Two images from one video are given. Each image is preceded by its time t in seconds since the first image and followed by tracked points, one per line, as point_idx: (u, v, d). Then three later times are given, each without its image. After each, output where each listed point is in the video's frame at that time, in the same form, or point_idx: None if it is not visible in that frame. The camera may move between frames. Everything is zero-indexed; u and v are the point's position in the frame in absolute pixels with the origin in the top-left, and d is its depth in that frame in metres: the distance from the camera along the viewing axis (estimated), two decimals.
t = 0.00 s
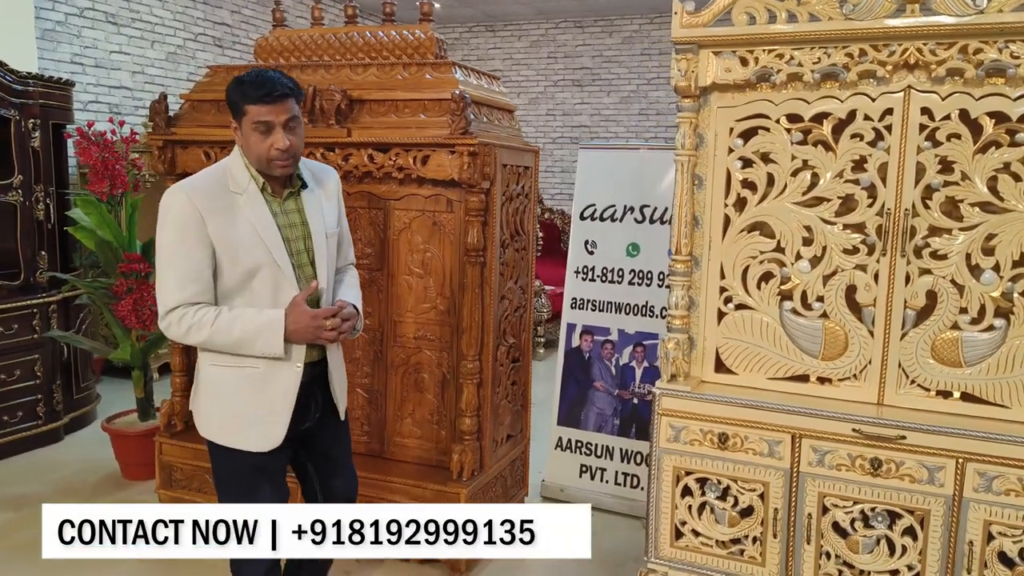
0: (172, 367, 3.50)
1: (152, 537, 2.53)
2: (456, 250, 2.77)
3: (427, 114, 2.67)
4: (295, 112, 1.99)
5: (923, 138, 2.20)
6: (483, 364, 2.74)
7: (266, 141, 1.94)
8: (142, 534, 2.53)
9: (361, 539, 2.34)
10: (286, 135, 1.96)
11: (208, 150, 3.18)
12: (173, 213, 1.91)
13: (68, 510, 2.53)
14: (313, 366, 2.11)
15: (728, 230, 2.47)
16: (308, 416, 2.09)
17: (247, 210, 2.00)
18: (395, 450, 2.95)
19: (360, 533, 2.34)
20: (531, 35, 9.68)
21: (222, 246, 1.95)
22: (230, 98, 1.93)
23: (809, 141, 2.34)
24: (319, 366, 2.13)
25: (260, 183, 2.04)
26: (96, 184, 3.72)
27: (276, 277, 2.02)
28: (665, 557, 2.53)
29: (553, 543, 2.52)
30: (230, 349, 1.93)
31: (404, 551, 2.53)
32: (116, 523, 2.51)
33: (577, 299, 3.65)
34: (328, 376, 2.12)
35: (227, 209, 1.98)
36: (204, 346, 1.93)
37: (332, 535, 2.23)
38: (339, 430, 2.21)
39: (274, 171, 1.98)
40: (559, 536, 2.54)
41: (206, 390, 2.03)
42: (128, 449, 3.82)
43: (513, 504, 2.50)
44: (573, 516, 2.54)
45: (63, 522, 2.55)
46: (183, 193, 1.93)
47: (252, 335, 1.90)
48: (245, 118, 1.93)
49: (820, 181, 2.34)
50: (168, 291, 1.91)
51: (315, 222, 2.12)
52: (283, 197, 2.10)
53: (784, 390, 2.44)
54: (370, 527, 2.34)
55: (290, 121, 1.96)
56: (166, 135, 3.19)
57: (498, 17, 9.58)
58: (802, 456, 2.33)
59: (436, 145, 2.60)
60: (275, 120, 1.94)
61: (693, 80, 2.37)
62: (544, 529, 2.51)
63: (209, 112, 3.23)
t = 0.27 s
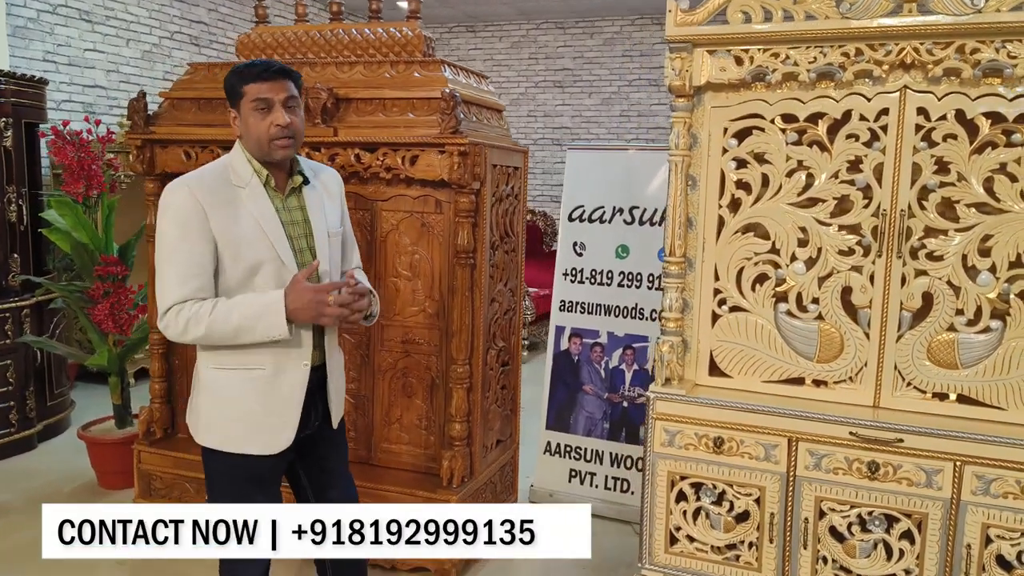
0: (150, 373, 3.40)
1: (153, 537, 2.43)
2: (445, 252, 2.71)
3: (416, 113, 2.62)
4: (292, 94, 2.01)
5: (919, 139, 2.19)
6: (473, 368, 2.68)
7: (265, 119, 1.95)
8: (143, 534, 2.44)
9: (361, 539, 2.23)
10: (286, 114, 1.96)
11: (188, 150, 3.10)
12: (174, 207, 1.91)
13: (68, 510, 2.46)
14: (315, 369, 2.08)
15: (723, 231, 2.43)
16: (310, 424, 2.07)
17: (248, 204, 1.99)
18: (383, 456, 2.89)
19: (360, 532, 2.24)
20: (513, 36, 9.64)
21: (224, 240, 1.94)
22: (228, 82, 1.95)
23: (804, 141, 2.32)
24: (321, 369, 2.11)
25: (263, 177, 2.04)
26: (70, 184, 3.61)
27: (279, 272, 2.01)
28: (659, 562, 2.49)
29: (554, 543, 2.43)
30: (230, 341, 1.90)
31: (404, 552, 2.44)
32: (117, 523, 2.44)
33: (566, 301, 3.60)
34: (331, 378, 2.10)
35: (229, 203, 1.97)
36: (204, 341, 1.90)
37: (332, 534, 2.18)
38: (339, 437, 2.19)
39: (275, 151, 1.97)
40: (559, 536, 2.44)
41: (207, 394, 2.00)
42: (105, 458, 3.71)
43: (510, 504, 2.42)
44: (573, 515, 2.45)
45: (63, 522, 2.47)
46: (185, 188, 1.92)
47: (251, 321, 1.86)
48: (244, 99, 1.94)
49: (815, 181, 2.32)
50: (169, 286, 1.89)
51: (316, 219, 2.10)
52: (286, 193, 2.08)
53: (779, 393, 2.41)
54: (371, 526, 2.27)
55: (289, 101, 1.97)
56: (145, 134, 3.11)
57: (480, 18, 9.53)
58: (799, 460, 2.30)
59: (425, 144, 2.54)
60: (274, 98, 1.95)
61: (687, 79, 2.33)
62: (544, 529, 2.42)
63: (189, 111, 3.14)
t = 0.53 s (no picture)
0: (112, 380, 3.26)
1: (153, 537, 2.34)
2: (421, 253, 2.64)
3: (391, 110, 2.55)
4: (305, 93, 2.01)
5: (900, 138, 2.18)
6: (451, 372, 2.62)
7: (278, 118, 1.94)
8: (143, 534, 2.35)
9: (361, 539, 2.27)
10: (299, 113, 1.96)
11: (152, 148, 2.98)
12: (177, 202, 1.89)
13: (69, 509, 2.38)
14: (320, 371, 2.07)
15: (704, 232, 2.41)
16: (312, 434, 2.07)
17: (253, 201, 1.98)
18: (358, 464, 2.81)
19: (359, 532, 2.27)
20: (480, 35, 9.57)
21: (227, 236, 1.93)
22: (240, 79, 1.95)
23: (785, 140, 2.30)
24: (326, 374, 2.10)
25: (269, 175, 2.03)
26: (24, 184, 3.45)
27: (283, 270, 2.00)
28: (642, 567, 2.45)
29: (553, 544, 2.38)
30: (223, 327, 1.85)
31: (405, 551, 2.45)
32: (116, 524, 2.35)
33: (542, 303, 3.55)
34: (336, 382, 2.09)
35: (233, 199, 1.96)
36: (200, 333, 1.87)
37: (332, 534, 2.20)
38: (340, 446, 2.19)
39: (285, 150, 1.97)
40: (559, 536, 2.39)
41: (206, 396, 1.98)
42: (64, 469, 3.55)
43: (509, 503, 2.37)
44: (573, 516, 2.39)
45: (63, 522, 2.38)
46: (189, 183, 1.91)
47: (239, 300, 1.82)
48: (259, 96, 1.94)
49: (797, 181, 2.30)
50: (170, 280, 1.87)
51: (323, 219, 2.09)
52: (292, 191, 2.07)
53: (761, 394, 2.39)
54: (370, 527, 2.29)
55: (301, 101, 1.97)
56: (106, 132, 2.98)
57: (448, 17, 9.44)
58: (783, 462, 2.28)
59: (402, 142, 2.48)
60: (288, 97, 1.94)
61: (669, 78, 2.29)
62: (544, 529, 2.38)
63: (152, 107, 3.02)
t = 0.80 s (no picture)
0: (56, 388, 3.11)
1: (151, 537, 2.41)
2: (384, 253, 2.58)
3: (353, 107, 2.48)
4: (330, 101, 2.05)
5: (863, 137, 2.21)
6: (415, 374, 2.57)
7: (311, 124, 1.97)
8: (142, 534, 2.42)
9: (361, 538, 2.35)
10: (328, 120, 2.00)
11: (99, 144, 2.85)
12: (184, 196, 1.87)
13: (68, 509, 2.44)
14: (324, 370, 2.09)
15: (671, 230, 2.40)
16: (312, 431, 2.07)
17: (260, 198, 1.98)
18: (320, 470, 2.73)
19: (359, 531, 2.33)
20: (432, 35, 9.48)
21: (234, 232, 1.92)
22: (263, 79, 1.95)
23: (751, 139, 2.31)
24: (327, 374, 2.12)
25: (275, 172, 2.04)
26: None
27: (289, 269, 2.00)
28: (611, 568, 2.43)
29: (551, 545, 2.46)
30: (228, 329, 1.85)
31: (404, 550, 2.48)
32: (116, 523, 2.43)
33: (505, 303, 3.52)
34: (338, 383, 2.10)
35: (241, 195, 1.95)
36: (205, 331, 1.87)
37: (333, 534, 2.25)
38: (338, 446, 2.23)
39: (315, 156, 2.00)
40: (559, 536, 2.47)
41: (204, 394, 1.95)
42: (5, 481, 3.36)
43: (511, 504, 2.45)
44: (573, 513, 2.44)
45: (62, 522, 2.43)
46: (196, 178, 1.90)
47: (251, 304, 1.83)
48: (294, 99, 1.95)
49: (763, 179, 2.31)
50: (175, 275, 1.86)
51: (328, 220, 2.14)
52: (297, 190, 2.10)
53: (728, 391, 2.40)
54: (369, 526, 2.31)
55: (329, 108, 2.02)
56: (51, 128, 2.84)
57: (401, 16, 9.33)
58: (751, 459, 2.29)
59: (364, 138, 2.41)
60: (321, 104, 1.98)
61: (636, 75, 2.28)
62: (544, 530, 2.46)
63: (99, 101, 2.88)
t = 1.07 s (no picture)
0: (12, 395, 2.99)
1: (152, 536, 2.25)
2: (355, 253, 2.53)
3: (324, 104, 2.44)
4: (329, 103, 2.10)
5: (834, 136, 2.24)
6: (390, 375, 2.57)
7: (303, 122, 2.01)
8: (143, 534, 2.27)
9: (362, 538, 2.34)
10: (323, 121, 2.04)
11: (57, 141, 2.75)
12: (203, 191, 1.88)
13: (68, 509, 2.36)
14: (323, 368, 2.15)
15: (645, 229, 2.40)
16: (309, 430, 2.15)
17: (270, 194, 2.01)
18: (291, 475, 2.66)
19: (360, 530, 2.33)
20: (392, 35, 9.40)
21: (250, 229, 1.94)
22: (268, 79, 1.99)
23: (724, 137, 2.33)
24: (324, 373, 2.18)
25: (280, 171, 2.07)
26: None
27: (297, 267, 2.04)
28: (588, 569, 2.42)
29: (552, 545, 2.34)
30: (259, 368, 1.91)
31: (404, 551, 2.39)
32: (116, 524, 2.30)
33: (475, 303, 3.49)
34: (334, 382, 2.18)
35: (254, 191, 1.97)
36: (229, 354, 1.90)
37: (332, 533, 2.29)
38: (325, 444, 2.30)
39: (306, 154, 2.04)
40: (559, 536, 2.33)
41: (208, 394, 1.95)
42: None
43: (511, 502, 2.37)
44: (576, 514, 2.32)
45: (63, 522, 2.36)
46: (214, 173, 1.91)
47: (292, 362, 1.92)
48: (289, 97, 1.99)
49: (736, 178, 2.33)
50: (195, 271, 1.85)
51: (326, 221, 2.19)
52: (297, 189, 2.15)
53: (702, 388, 2.41)
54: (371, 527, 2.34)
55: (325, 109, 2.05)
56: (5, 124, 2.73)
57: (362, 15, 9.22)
58: (726, 456, 2.30)
59: (337, 136, 2.37)
60: (317, 104, 2.02)
61: (611, 73, 2.30)
62: (544, 530, 2.34)
63: (56, 97, 2.78)
